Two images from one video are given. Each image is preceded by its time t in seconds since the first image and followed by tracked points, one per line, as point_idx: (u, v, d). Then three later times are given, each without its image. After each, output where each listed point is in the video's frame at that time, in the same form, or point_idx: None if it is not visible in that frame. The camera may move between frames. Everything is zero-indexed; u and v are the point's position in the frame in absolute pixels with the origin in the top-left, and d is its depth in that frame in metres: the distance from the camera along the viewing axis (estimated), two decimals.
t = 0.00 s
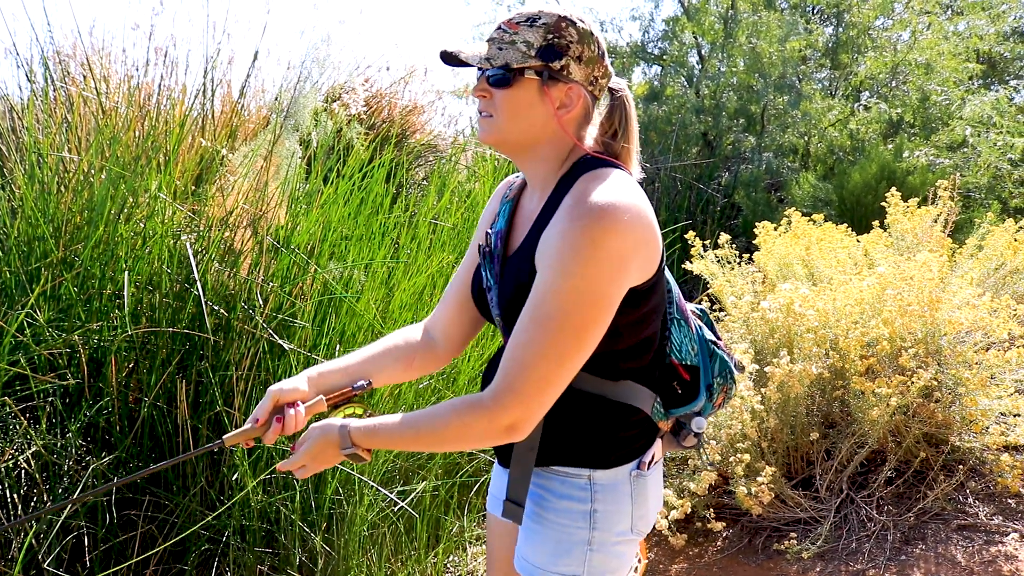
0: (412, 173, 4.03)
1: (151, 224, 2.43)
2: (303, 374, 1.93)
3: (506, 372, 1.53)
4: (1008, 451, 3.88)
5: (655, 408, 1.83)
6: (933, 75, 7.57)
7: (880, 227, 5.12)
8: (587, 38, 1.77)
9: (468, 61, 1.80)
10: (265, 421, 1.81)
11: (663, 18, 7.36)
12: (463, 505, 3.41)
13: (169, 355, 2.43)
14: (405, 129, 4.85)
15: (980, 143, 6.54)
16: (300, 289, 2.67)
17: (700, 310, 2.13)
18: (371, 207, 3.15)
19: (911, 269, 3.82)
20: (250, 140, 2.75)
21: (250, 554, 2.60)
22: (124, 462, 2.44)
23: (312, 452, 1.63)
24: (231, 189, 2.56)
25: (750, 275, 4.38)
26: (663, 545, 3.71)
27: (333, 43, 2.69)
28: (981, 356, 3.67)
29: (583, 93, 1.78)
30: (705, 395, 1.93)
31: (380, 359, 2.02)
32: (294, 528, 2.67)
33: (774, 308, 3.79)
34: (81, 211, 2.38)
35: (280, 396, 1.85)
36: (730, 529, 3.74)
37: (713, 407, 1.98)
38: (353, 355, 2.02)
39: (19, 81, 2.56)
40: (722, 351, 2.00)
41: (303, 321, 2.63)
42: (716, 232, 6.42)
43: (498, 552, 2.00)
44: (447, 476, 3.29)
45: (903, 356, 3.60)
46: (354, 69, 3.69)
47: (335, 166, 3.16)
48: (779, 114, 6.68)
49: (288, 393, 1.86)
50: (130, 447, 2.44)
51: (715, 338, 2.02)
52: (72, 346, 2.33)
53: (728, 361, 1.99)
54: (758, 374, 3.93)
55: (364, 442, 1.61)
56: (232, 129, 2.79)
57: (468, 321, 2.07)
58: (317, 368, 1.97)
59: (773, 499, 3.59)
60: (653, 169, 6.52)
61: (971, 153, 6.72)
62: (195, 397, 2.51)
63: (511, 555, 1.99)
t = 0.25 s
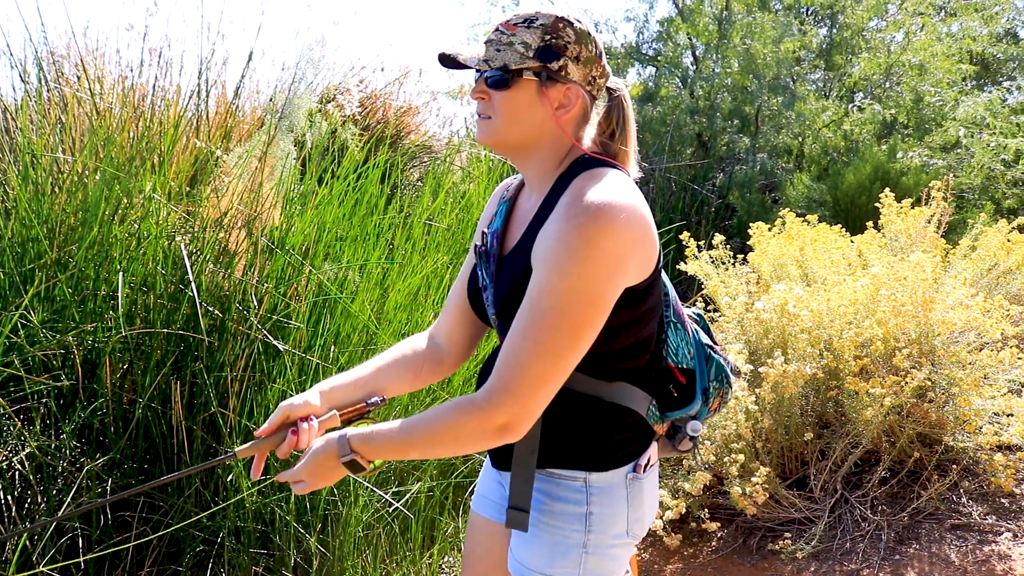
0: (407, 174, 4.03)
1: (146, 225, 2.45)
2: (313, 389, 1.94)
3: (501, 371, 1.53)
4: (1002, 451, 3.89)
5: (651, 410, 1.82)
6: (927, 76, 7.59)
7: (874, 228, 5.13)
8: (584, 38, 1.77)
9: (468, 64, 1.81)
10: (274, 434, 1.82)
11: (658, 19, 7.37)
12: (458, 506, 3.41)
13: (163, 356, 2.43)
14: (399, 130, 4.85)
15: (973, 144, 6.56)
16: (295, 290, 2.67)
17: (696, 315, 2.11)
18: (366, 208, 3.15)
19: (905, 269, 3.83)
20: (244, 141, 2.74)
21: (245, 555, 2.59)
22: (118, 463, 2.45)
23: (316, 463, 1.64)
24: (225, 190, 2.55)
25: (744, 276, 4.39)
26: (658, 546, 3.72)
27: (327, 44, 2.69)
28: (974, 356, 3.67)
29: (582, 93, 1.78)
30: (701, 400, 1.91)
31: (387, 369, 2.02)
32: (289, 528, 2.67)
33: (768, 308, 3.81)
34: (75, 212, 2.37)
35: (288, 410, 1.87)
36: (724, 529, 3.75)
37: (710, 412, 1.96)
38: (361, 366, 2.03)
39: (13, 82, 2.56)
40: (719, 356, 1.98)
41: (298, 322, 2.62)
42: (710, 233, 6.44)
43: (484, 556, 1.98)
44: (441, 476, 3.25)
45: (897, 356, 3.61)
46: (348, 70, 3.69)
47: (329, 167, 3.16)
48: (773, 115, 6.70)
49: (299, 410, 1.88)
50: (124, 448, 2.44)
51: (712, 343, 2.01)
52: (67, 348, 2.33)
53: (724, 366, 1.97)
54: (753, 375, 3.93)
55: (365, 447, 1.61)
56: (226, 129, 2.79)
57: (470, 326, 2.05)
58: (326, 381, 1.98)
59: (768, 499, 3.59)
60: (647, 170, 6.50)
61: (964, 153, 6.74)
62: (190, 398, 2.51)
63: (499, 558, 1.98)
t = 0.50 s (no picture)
0: (403, 175, 4.04)
1: (142, 227, 2.45)
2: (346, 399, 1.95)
3: (521, 366, 1.51)
4: (997, 450, 3.90)
5: (635, 412, 1.82)
6: (922, 77, 7.61)
7: (870, 229, 5.14)
8: (583, 37, 1.77)
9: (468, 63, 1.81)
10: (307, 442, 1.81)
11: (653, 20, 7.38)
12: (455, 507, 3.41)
13: (159, 359, 2.43)
14: (395, 132, 4.86)
15: (968, 144, 6.58)
16: (291, 292, 2.67)
17: (681, 321, 2.10)
18: (362, 210, 3.15)
19: (900, 270, 3.85)
20: (240, 143, 2.74)
21: (242, 557, 2.60)
22: (114, 465, 2.45)
23: (350, 470, 1.64)
24: (221, 192, 2.56)
25: (740, 277, 4.40)
26: (655, 546, 3.73)
27: (323, 46, 2.70)
28: (969, 356, 3.68)
29: (581, 93, 1.78)
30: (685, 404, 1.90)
31: (413, 378, 2.05)
32: (285, 531, 2.67)
33: (765, 309, 3.85)
34: (71, 215, 2.38)
35: (323, 418, 1.86)
36: (720, 530, 3.76)
37: (693, 417, 1.95)
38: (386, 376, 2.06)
39: (9, 84, 2.56)
40: (703, 362, 1.98)
41: (294, 324, 2.62)
42: (706, 234, 6.45)
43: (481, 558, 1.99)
44: (438, 479, 3.21)
45: (892, 357, 3.62)
46: (345, 72, 3.70)
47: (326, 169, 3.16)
48: (769, 116, 6.71)
49: (333, 416, 1.87)
50: (120, 451, 2.44)
51: (696, 349, 2.00)
52: (63, 350, 2.33)
53: (709, 372, 1.98)
54: (749, 375, 3.94)
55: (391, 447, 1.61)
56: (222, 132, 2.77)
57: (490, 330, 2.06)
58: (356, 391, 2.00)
59: (764, 499, 3.60)
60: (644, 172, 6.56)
61: (960, 154, 6.75)
62: (186, 400, 2.50)
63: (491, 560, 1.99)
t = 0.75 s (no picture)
0: (397, 177, 4.03)
1: (136, 230, 2.44)
2: (362, 394, 1.98)
3: (535, 364, 1.51)
4: (991, 450, 3.91)
5: (615, 408, 1.81)
6: (916, 77, 7.63)
7: (864, 229, 5.15)
8: (580, 30, 1.77)
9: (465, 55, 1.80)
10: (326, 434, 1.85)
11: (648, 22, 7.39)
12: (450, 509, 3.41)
13: (154, 361, 2.42)
14: (390, 133, 4.86)
15: (962, 145, 6.60)
16: (286, 293, 2.66)
17: (661, 319, 2.08)
18: (357, 212, 3.16)
19: (894, 270, 3.86)
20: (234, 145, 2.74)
21: (237, 560, 2.60)
22: (109, 468, 2.44)
23: (365, 463, 1.65)
24: (215, 195, 2.56)
25: (734, 277, 4.41)
26: (650, 547, 3.73)
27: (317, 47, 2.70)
28: (963, 356, 3.69)
29: (578, 84, 1.79)
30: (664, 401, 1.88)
31: (425, 372, 2.06)
32: (280, 532, 2.67)
33: (759, 310, 3.83)
34: (64, 217, 2.37)
35: (341, 411, 1.90)
36: (716, 530, 3.77)
37: (672, 414, 1.93)
38: (397, 372, 2.07)
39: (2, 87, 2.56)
40: (682, 359, 1.95)
41: (289, 326, 2.62)
42: (701, 235, 6.46)
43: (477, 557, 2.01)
44: (434, 479, 3.22)
45: (886, 356, 3.63)
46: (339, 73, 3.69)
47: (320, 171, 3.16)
48: (763, 117, 6.72)
49: (351, 409, 1.91)
50: (115, 453, 2.44)
51: (675, 346, 1.98)
52: (57, 353, 2.33)
53: (688, 369, 1.95)
54: (744, 375, 3.95)
55: (406, 440, 1.62)
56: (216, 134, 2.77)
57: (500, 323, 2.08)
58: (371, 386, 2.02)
59: (759, 500, 3.61)
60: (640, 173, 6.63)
61: (953, 154, 6.77)
62: (180, 403, 2.50)
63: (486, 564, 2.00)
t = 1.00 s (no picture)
0: (393, 178, 4.03)
1: (132, 231, 2.44)
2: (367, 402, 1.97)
3: (537, 371, 1.52)
4: (987, 450, 3.92)
5: (605, 410, 1.82)
6: (911, 78, 7.64)
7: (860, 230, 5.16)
8: (568, 34, 1.78)
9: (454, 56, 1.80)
10: (331, 443, 1.84)
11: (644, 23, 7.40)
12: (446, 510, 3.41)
13: (151, 363, 2.43)
14: (386, 135, 4.86)
15: (957, 146, 6.62)
16: (283, 295, 2.65)
17: (651, 324, 2.08)
18: (353, 213, 3.16)
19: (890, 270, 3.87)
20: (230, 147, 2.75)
21: (233, 561, 2.60)
22: (105, 470, 2.44)
23: (368, 472, 1.64)
24: (212, 196, 2.55)
25: (730, 278, 4.42)
26: (647, 548, 3.74)
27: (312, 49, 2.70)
28: (958, 357, 3.69)
29: (565, 87, 1.79)
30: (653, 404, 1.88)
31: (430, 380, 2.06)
32: (277, 534, 2.67)
33: (755, 310, 3.86)
34: (61, 219, 2.37)
35: (346, 420, 1.89)
36: (712, 531, 3.77)
37: (661, 417, 1.92)
38: (402, 380, 2.07)
39: None
40: (672, 363, 1.96)
41: (285, 327, 2.61)
42: (697, 236, 6.47)
43: (472, 559, 2.03)
44: (430, 479, 3.24)
45: (882, 357, 3.64)
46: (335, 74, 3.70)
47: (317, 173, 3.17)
48: (759, 118, 6.74)
49: (356, 418, 1.90)
50: (111, 454, 2.44)
51: (665, 350, 1.99)
52: (53, 354, 2.33)
53: (677, 374, 1.95)
54: (740, 376, 3.97)
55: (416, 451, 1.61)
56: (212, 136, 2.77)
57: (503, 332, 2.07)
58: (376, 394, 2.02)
59: (755, 500, 3.61)
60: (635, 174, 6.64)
61: (949, 155, 6.79)
62: (177, 404, 2.50)
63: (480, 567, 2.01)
